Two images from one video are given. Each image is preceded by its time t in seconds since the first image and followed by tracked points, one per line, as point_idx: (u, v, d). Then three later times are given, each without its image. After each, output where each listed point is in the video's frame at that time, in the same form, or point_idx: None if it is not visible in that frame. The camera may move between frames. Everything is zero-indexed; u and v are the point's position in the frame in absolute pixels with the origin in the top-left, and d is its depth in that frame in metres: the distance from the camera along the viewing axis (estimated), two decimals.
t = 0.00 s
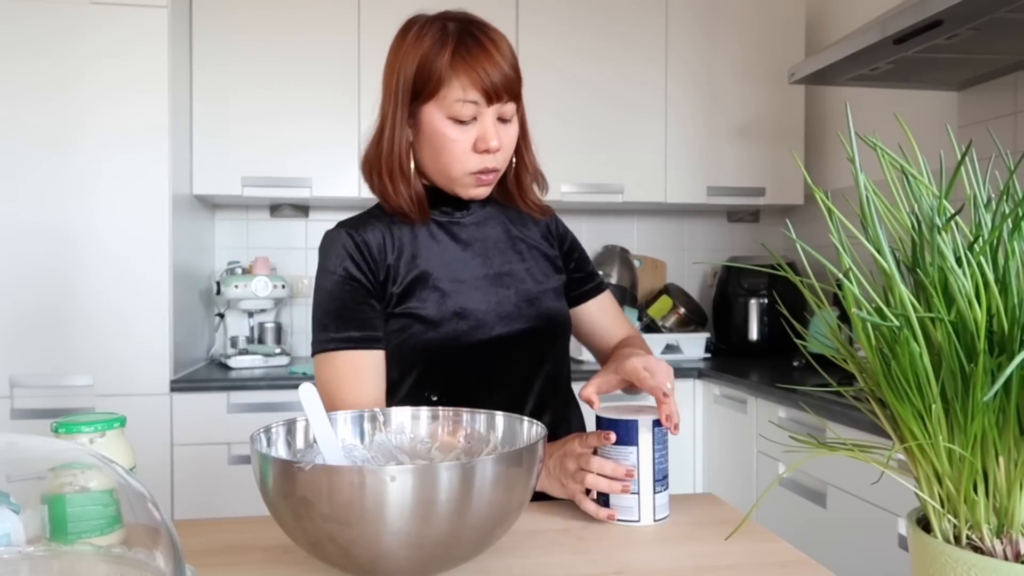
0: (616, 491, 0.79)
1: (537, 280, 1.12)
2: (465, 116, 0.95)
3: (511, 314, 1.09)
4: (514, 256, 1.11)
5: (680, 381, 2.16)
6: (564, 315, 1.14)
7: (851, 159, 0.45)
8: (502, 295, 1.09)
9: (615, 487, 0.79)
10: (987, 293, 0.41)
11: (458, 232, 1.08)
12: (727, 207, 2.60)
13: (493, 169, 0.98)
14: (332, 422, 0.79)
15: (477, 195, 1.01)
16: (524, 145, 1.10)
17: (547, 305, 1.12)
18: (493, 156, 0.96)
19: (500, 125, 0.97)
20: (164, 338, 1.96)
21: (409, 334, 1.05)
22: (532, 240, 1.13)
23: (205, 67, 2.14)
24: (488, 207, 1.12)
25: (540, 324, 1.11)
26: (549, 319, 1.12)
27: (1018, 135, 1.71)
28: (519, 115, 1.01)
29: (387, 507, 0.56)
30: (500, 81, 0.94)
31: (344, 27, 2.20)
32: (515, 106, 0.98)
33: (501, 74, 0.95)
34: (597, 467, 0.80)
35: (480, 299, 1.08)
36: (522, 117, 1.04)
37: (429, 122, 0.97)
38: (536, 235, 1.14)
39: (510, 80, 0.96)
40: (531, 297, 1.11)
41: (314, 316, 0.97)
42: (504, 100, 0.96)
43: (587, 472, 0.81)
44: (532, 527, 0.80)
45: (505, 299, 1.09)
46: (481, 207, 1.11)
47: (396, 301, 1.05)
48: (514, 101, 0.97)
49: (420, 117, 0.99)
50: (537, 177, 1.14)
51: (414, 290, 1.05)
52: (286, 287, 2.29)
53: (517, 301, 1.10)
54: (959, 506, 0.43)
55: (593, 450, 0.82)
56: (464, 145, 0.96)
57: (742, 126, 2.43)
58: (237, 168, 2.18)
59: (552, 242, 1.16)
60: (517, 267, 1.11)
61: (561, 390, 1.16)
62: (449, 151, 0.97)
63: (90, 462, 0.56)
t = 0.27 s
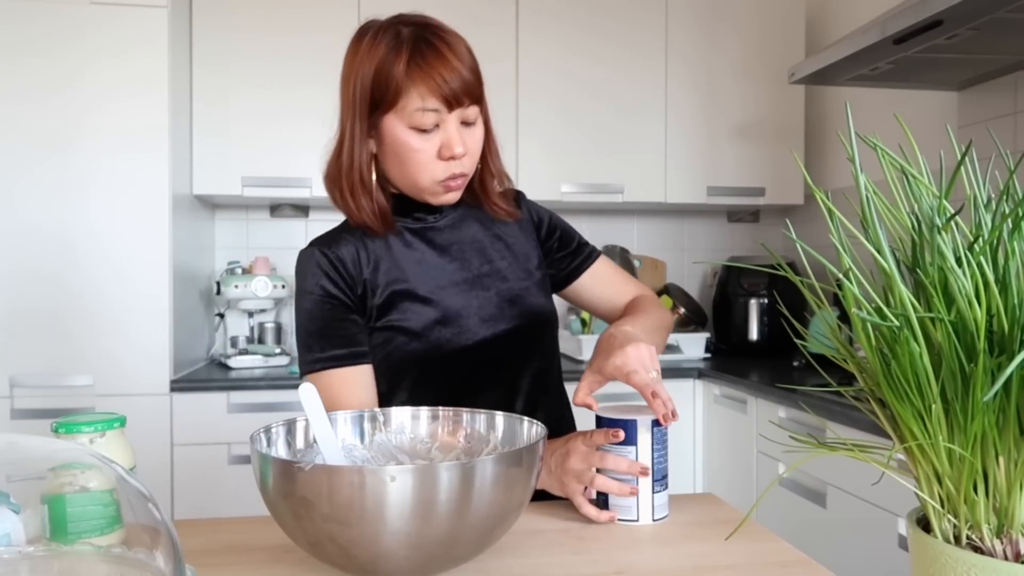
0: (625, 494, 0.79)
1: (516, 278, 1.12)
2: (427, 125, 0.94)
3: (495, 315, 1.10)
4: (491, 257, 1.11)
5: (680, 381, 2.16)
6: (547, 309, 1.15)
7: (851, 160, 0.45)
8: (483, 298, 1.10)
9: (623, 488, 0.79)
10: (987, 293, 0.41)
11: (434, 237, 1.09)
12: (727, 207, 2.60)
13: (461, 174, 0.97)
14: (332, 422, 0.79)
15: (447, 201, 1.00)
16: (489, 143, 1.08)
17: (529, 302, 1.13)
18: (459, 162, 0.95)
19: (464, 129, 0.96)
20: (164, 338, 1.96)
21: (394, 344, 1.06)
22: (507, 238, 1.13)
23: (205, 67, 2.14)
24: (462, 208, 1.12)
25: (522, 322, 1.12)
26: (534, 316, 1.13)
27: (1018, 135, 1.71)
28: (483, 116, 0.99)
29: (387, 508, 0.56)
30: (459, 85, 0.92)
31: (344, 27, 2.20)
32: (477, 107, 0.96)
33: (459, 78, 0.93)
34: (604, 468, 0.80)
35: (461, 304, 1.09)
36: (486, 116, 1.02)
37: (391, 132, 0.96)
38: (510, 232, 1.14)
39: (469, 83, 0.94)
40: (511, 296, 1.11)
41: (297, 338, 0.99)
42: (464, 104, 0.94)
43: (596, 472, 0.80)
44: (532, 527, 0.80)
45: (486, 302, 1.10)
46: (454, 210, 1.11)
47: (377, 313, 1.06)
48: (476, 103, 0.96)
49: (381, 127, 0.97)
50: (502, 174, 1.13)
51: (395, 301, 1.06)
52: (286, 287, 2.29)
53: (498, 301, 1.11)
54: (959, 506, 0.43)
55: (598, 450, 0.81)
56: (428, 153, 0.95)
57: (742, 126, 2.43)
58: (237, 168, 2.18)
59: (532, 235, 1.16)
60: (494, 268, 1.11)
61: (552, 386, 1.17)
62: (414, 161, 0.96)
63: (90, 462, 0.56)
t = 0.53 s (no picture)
0: (627, 503, 0.79)
1: (499, 278, 1.12)
2: (392, 135, 0.93)
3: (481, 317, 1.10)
4: (472, 258, 1.11)
5: (680, 381, 2.16)
6: (534, 305, 1.14)
7: (851, 160, 0.45)
8: (467, 300, 1.10)
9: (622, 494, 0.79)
10: (987, 293, 0.41)
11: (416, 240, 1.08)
12: (727, 207, 2.60)
13: (433, 180, 0.97)
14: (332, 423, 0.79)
15: (421, 207, 1.00)
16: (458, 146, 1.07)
17: (515, 301, 1.12)
18: (429, 168, 0.95)
19: (431, 135, 0.95)
20: (164, 338, 1.96)
21: (383, 351, 1.07)
22: (487, 238, 1.12)
23: (206, 67, 2.14)
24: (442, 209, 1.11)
25: (508, 322, 1.12)
26: (520, 314, 1.13)
27: (1018, 135, 1.71)
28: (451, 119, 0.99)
29: (387, 508, 0.56)
30: (421, 92, 0.92)
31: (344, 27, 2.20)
32: (443, 111, 0.95)
33: (420, 85, 0.91)
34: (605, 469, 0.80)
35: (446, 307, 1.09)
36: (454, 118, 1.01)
37: (356, 144, 0.95)
38: (490, 231, 1.12)
39: (431, 89, 0.93)
40: (495, 297, 1.11)
41: (287, 352, 1.01)
42: (428, 111, 0.93)
43: (596, 474, 0.81)
44: (532, 527, 0.80)
45: (471, 305, 1.10)
46: (431, 213, 1.10)
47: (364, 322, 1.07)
48: (442, 107, 0.95)
49: (347, 140, 0.97)
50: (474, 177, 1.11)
51: (380, 308, 1.07)
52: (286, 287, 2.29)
53: (483, 303, 1.11)
54: (959, 506, 0.43)
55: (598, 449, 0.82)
56: (398, 163, 0.94)
57: (742, 126, 2.43)
58: (237, 168, 2.18)
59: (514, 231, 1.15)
60: (477, 269, 1.11)
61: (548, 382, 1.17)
62: (383, 172, 0.95)
63: (90, 462, 0.56)
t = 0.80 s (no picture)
0: (627, 503, 0.79)
1: (490, 277, 1.12)
2: (378, 138, 0.93)
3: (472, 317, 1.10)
4: (463, 257, 1.11)
5: (680, 381, 2.16)
6: (525, 304, 1.14)
7: (851, 159, 0.45)
8: (459, 299, 1.10)
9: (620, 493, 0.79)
10: (987, 293, 0.41)
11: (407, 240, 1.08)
12: (727, 207, 2.60)
13: (421, 183, 0.97)
14: (332, 423, 0.79)
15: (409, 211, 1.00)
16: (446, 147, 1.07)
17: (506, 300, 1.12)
18: (417, 171, 0.95)
19: (418, 138, 0.95)
20: (164, 338, 1.96)
21: (375, 350, 1.07)
22: (477, 237, 1.12)
23: (206, 67, 2.14)
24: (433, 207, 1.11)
25: (500, 321, 1.12)
26: (512, 313, 1.13)
27: (1018, 135, 1.71)
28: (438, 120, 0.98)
29: (386, 508, 0.56)
30: (407, 96, 0.91)
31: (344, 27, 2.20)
32: (429, 114, 0.95)
33: (405, 89, 0.91)
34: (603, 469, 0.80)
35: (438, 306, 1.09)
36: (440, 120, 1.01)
37: (344, 148, 0.95)
38: (480, 230, 1.12)
39: (417, 92, 0.92)
40: (486, 295, 1.11)
41: (280, 351, 1.00)
42: (415, 114, 0.93)
43: (595, 473, 0.81)
44: (532, 527, 0.80)
45: (462, 304, 1.10)
46: (421, 212, 1.09)
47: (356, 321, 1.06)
48: (428, 110, 0.95)
49: (335, 143, 0.97)
50: (462, 178, 1.11)
51: (371, 307, 1.06)
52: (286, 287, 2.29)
53: (474, 302, 1.11)
54: (959, 506, 0.43)
55: (598, 448, 0.81)
56: (385, 166, 0.94)
57: (742, 126, 2.43)
58: (237, 168, 2.18)
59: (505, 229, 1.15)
60: (467, 268, 1.11)
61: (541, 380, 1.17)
62: (370, 176, 0.95)
63: (90, 462, 0.56)
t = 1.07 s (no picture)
0: (627, 503, 0.79)
1: (495, 277, 1.12)
2: (394, 132, 0.93)
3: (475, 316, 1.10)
4: (467, 257, 1.11)
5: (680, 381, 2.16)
6: (528, 306, 1.15)
7: (851, 159, 0.45)
8: (462, 298, 1.10)
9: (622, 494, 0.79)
10: (987, 292, 0.41)
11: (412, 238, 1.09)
12: (727, 207, 2.60)
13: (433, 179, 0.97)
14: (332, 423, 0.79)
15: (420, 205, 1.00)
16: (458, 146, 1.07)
17: (510, 301, 1.13)
18: (430, 166, 0.95)
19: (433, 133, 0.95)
20: (164, 338, 1.96)
21: (377, 347, 1.06)
22: (483, 237, 1.12)
23: (206, 67, 2.14)
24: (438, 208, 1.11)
25: (503, 321, 1.12)
26: (515, 314, 1.13)
27: (1018, 135, 1.71)
28: (451, 117, 0.99)
29: (387, 508, 0.56)
30: (426, 91, 0.92)
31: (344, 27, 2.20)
32: (445, 110, 0.95)
33: (423, 83, 0.91)
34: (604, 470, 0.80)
35: (442, 305, 1.09)
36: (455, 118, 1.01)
37: (359, 139, 0.95)
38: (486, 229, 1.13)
39: (434, 87, 0.93)
40: (490, 295, 1.12)
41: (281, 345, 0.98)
42: (432, 109, 0.93)
43: (596, 475, 0.81)
44: (533, 527, 0.80)
45: (465, 303, 1.10)
46: (428, 211, 1.10)
47: (359, 317, 1.06)
48: (444, 106, 0.95)
49: (349, 135, 0.96)
50: (472, 177, 1.12)
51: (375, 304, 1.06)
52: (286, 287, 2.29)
53: (478, 301, 1.11)
54: (959, 506, 0.43)
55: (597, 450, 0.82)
56: (399, 160, 0.94)
57: (742, 126, 2.43)
58: (237, 168, 2.18)
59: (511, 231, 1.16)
60: (472, 268, 1.11)
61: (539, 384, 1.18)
62: (384, 167, 0.95)
63: (89, 462, 0.56)
